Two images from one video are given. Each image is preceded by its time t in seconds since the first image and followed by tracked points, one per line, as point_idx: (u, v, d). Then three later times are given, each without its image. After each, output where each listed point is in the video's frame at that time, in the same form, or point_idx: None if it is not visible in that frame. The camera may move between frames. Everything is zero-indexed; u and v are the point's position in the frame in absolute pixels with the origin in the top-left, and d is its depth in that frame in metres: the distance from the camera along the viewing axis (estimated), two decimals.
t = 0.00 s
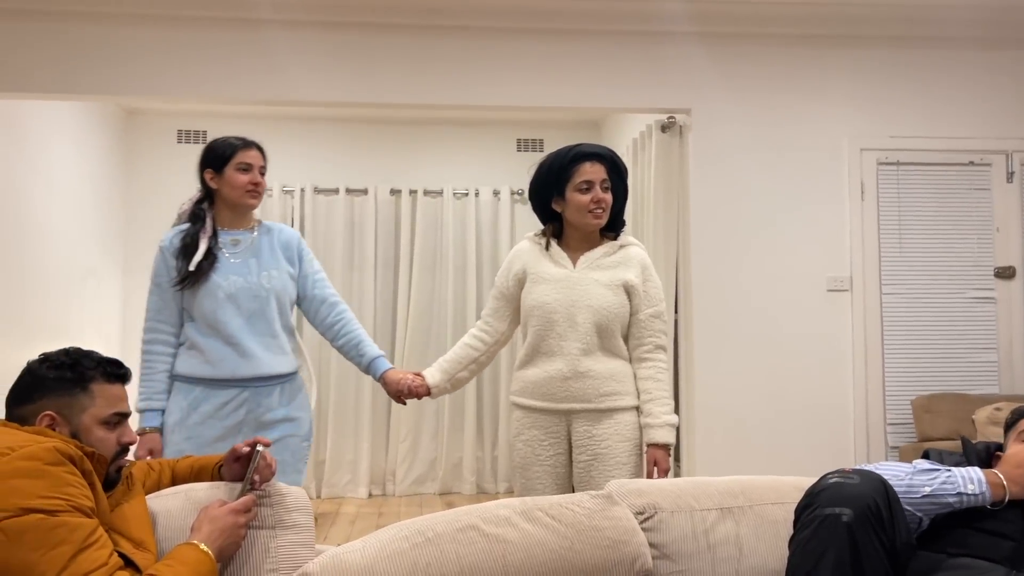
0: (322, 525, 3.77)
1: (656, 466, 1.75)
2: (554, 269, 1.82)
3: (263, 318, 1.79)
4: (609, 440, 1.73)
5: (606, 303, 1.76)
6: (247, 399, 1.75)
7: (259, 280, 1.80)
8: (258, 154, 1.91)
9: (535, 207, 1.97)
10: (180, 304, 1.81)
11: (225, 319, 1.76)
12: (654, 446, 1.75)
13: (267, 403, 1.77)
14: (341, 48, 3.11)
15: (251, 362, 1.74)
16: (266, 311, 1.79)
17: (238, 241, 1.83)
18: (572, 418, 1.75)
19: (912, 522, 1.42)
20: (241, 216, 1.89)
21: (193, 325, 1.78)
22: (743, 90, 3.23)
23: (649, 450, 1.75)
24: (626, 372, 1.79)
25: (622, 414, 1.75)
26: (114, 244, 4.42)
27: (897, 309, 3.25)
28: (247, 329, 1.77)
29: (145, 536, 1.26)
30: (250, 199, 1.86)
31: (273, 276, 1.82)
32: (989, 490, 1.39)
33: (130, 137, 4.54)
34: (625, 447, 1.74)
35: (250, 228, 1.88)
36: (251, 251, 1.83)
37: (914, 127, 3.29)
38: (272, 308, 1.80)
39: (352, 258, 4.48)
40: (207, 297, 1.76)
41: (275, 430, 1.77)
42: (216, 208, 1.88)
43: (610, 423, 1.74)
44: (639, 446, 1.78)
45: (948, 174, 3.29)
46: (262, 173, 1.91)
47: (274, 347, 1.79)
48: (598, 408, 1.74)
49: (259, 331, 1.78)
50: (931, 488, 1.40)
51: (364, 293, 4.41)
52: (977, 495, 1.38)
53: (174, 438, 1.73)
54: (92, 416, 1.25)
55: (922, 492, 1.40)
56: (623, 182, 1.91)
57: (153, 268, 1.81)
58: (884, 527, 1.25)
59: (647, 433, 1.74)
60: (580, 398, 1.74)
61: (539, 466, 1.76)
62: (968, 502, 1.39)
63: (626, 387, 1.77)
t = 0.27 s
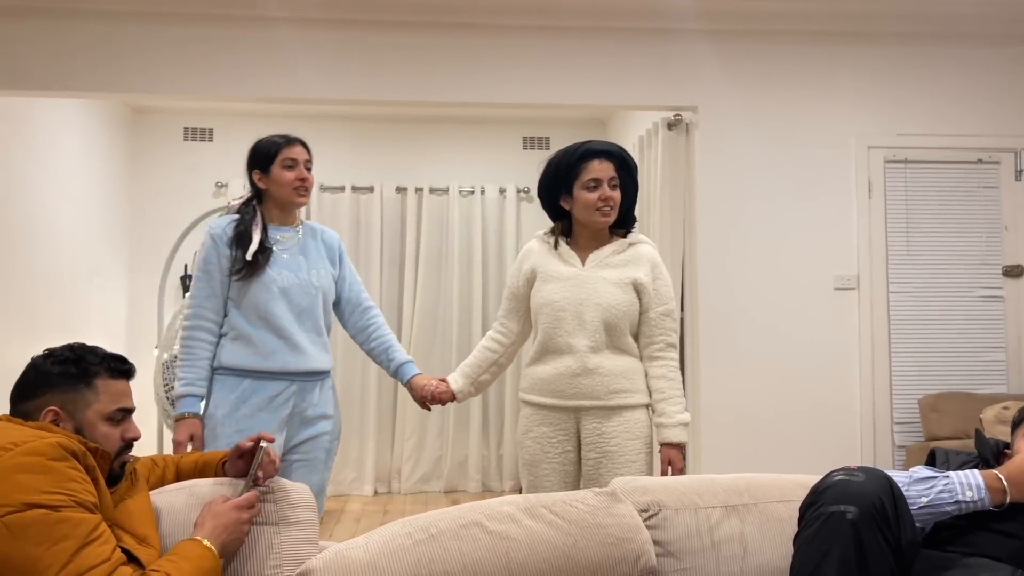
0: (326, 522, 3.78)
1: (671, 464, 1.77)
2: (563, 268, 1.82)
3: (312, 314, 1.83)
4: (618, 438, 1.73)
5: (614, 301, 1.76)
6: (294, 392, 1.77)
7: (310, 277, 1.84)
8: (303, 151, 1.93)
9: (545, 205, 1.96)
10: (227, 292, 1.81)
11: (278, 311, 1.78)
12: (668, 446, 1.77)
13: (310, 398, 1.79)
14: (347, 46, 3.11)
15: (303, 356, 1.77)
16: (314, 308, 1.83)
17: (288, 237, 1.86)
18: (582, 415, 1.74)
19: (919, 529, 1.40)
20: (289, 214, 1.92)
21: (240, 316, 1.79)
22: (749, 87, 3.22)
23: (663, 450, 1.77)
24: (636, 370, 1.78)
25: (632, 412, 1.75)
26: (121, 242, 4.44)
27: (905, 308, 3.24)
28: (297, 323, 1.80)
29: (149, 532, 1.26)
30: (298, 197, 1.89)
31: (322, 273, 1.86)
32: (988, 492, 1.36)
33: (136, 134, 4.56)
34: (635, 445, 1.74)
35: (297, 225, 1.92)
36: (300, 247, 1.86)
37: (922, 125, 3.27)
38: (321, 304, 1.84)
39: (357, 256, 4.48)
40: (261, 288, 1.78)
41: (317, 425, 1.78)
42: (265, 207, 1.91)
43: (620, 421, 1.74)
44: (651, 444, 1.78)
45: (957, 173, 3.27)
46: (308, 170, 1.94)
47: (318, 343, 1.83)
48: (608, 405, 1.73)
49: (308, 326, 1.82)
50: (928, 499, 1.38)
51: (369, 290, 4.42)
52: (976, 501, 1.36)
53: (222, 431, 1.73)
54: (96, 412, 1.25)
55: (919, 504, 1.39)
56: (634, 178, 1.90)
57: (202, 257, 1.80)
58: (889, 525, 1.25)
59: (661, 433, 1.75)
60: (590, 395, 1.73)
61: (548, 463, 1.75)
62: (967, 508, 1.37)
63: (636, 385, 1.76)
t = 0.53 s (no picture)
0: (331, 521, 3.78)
1: (672, 464, 1.74)
2: (566, 267, 1.82)
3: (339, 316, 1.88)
4: (620, 437, 1.72)
5: (614, 299, 1.75)
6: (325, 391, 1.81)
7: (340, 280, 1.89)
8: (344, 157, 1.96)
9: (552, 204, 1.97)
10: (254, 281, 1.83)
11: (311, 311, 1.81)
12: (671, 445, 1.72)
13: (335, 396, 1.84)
14: (351, 45, 3.11)
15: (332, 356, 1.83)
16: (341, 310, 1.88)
17: (322, 242, 1.89)
18: (584, 414, 1.75)
19: (924, 532, 1.39)
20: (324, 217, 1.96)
21: (270, 311, 1.80)
22: (754, 87, 3.22)
23: (665, 449, 1.74)
24: (639, 368, 1.77)
25: (635, 411, 1.74)
26: (127, 240, 4.45)
27: (910, 308, 3.23)
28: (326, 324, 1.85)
29: (153, 530, 1.27)
30: (337, 203, 1.92)
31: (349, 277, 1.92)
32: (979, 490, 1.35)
33: (142, 134, 4.57)
34: (638, 445, 1.73)
35: (330, 231, 1.95)
36: (331, 254, 1.90)
37: (928, 124, 3.26)
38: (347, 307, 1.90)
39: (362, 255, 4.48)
40: (294, 287, 1.80)
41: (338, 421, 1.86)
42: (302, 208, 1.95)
43: (622, 420, 1.73)
44: (655, 444, 1.77)
45: (962, 172, 3.26)
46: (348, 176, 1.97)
47: (338, 347, 1.87)
48: (609, 404, 1.73)
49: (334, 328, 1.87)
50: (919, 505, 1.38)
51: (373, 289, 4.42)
52: (967, 502, 1.35)
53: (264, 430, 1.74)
54: (100, 410, 1.26)
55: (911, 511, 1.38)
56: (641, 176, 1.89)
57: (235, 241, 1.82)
58: (893, 524, 1.24)
59: (663, 432, 1.73)
60: (591, 394, 1.73)
61: (551, 462, 1.77)
62: (960, 510, 1.36)
63: (639, 384, 1.75)
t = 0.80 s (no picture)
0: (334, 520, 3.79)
1: (661, 465, 1.71)
2: (564, 266, 1.85)
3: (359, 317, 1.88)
4: (614, 435, 1.72)
5: (604, 297, 1.75)
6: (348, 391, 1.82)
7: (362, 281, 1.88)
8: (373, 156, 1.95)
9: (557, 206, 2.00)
10: (268, 264, 1.81)
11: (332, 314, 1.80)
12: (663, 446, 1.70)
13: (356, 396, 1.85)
14: (354, 44, 3.11)
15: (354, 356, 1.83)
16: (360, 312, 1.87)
17: (348, 242, 1.89)
18: (578, 410, 1.75)
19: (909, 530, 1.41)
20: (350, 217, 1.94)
21: (292, 306, 1.78)
22: (757, 86, 3.21)
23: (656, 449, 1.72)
24: (634, 367, 1.75)
25: (628, 409, 1.73)
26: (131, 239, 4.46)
27: (912, 308, 3.23)
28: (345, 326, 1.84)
29: (155, 528, 1.27)
30: (364, 202, 1.91)
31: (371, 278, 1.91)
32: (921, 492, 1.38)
33: (145, 133, 4.58)
34: (632, 443, 1.72)
35: (356, 231, 1.94)
36: (357, 253, 1.90)
37: (930, 124, 3.26)
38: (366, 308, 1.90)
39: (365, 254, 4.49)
40: (314, 286, 1.78)
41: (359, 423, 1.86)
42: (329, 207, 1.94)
43: (616, 417, 1.73)
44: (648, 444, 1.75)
45: (963, 172, 3.26)
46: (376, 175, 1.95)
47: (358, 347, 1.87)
48: (601, 402, 1.72)
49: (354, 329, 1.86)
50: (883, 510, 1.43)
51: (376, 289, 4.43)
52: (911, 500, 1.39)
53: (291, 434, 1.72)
54: (103, 409, 1.26)
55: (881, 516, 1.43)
56: (638, 174, 1.86)
57: (253, 216, 1.81)
58: (896, 524, 1.24)
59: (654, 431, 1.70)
60: (583, 391, 1.74)
61: (548, 458, 1.78)
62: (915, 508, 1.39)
63: (633, 382, 1.74)
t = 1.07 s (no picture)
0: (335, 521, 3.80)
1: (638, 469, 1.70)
2: (573, 268, 1.88)
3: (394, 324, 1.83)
4: (607, 437, 1.73)
5: (599, 298, 1.75)
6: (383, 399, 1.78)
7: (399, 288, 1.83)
8: (406, 153, 1.88)
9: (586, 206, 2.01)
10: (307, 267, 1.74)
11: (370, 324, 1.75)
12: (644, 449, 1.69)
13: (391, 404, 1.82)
14: (355, 46, 3.12)
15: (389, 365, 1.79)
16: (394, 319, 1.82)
17: (384, 248, 1.83)
18: (575, 410, 1.78)
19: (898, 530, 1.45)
20: (387, 218, 1.87)
21: (329, 314, 1.72)
22: (758, 88, 3.21)
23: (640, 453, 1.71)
24: (629, 369, 1.75)
25: (621, 411, 1.73)
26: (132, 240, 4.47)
27: (913, 309, 3.22)
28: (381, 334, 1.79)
29: (157, 530, 1.27)
30: (401, 200, 1.85)
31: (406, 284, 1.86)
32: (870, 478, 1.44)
33: (147, 134, 4.58)
34: (623, 445, 1.73)
35: (390, 234, 1.89)
36: (391, 258, 1.84)
37: (932, 125, 3.26)
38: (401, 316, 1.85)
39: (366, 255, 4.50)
40: (353, 296, 1.72)
41: (390, 432, 1.82)
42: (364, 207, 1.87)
43: (609, 419, 1.74)
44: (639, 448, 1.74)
45: (964, 173, 3.26)
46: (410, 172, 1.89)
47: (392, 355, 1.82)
48: (594, 402, 1.74)
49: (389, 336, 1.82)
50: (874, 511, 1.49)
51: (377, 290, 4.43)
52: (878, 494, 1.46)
53: (324, 446, 1.67)
54: (105, 410, 1.26)
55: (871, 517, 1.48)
56: (635, 175, 1.81)
57: (293, 218, 1.75)
58: (898, 526, 1.24)
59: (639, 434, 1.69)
60: (578, 391, 1.76)
61: (551, 455, 1.82)
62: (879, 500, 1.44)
63: (627, 385, 1.73)
